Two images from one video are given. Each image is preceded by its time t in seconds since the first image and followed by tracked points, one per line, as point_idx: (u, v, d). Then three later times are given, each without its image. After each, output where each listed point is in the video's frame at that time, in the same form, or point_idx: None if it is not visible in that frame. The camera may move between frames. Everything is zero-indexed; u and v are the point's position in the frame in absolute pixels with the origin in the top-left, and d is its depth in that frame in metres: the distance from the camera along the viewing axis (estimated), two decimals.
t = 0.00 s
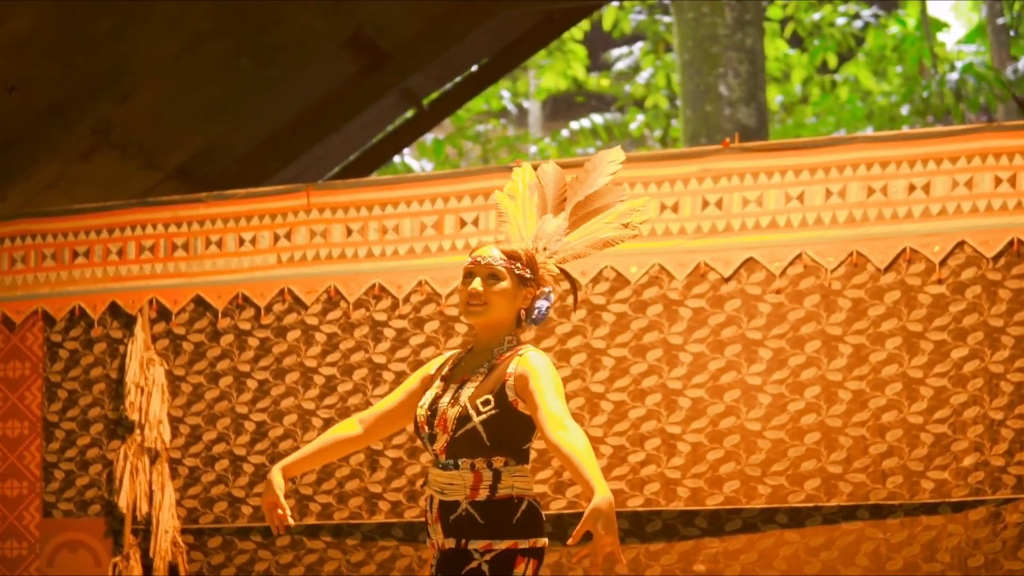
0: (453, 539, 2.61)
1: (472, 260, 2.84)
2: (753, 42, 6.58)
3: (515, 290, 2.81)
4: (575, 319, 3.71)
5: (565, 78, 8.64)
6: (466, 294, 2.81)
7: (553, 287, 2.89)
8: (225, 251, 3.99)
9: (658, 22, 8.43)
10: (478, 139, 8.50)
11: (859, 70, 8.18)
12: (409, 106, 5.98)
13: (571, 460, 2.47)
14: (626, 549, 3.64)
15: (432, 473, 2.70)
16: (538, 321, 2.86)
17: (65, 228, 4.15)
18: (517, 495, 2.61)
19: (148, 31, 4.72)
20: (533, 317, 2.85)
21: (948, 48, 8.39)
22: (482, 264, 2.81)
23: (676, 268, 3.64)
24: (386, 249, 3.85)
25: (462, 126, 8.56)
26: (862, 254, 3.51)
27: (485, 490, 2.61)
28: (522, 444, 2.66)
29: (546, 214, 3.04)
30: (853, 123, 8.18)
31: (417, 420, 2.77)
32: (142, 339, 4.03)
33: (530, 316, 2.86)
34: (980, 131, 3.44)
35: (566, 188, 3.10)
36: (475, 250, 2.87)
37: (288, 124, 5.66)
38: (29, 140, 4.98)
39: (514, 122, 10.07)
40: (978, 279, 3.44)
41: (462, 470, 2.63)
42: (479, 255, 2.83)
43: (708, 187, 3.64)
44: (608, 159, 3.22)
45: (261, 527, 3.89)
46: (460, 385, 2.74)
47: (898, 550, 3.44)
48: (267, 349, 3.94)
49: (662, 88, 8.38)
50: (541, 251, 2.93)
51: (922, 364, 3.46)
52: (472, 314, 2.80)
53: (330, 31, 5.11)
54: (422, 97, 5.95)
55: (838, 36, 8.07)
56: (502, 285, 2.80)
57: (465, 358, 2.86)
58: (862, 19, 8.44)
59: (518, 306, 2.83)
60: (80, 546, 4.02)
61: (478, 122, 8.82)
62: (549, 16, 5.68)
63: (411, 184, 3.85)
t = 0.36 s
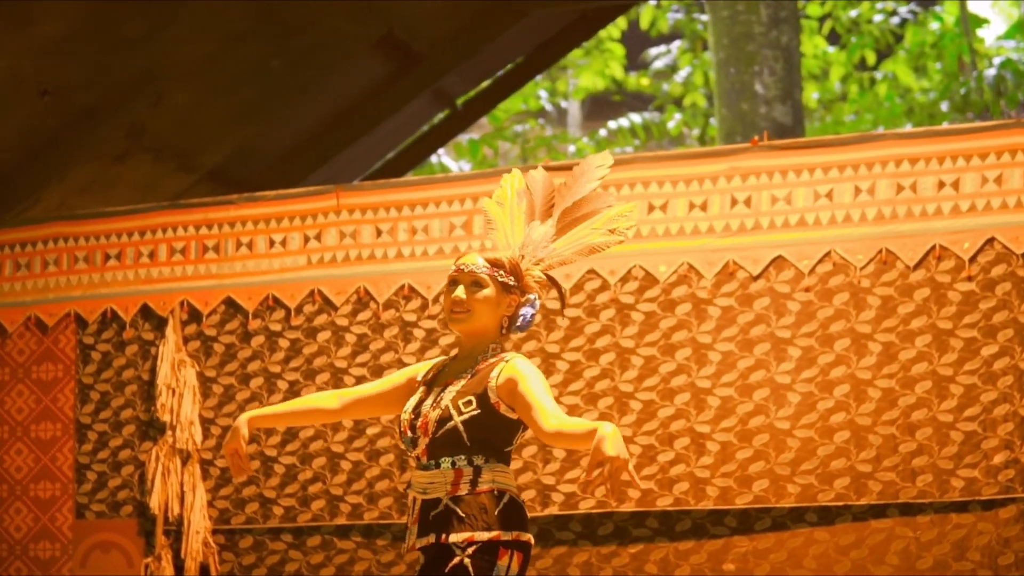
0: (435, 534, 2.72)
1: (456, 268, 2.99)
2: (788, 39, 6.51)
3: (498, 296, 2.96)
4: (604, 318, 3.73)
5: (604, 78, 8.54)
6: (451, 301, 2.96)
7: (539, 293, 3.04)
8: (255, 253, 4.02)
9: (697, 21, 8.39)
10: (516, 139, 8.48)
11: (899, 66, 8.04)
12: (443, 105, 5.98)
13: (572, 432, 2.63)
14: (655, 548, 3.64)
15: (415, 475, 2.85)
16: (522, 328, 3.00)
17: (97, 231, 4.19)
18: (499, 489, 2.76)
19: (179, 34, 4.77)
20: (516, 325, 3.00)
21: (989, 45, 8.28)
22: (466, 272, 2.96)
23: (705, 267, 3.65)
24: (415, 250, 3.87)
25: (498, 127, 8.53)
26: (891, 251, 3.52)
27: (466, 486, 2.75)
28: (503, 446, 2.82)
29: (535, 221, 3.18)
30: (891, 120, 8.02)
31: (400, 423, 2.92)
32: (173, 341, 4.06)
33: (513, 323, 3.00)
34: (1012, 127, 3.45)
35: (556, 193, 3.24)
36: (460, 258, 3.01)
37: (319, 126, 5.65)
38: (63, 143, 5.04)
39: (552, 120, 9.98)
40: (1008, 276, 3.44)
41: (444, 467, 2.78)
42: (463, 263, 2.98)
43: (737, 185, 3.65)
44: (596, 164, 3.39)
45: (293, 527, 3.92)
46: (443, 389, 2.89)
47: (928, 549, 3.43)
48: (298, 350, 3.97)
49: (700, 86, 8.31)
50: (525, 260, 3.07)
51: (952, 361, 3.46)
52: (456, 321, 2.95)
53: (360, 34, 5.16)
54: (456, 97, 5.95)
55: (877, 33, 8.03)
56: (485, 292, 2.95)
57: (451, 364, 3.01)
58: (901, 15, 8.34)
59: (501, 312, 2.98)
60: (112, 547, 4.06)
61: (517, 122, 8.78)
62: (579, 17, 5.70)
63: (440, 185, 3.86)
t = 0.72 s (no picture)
0: (420, 531, 2.78)
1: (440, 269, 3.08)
2: (819, 35, 6.47)
3: (482, 294, 3.05)
4: (628, 316, 3.76)
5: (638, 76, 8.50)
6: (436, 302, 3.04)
7: (526, 292, 3.12)
8: (281, 252, 4.04)
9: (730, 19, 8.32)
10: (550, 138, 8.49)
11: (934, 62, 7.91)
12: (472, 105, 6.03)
13: (558, 403, 2.65)
14: (680, 546, 3.66)
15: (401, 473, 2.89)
16: (509, 325, 3.06)
17: (124, 231, 4.23)
18: (484, 487, 2.83)
19: (206, 35, 4.81)
20: (504, 322, 3.07)
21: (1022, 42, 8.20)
22: (450, 271, 3.05)
23: (729, 264, 3.66)
24: (440, 248, 3.88)
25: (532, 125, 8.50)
26: (916, 247, 3.54)
27: (451, 484, 2.80)
28: (486, 446, 2.87)
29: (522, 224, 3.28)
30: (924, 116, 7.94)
31: (388, 422, 2.97)
32: (200, 340, 4.11)
33: (500, 321, 3.07)
34: None
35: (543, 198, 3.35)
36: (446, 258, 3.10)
37: (348, 127, 5.69)
38: (91, 144, 5.06)
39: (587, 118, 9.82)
40: None
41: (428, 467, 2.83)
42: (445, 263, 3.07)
43: (762, 182, 3.65)
44: (584, 169, 3.48)
45: (318, 526, 3.94)
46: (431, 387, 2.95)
47: (953, 546, 3.47)
48: (324, 349, 4.02)
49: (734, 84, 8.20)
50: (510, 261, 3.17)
51: (977, 358, 3.50)
52: (443, 320, 3.03)
53: (387, 35, 5.20)
54: (485, 97, 6.00)
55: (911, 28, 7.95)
56: (470, 290, 3.03)
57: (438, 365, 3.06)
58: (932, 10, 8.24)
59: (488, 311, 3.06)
60: (139, 547, 4.10)
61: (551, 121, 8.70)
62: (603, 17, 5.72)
63: (464, 183, 3.87)
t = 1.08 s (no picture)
0: (401, 534, 2.74)
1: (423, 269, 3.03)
2: (846, 32, 6.49)
3: (467, 293, 3.00)
4: (648, 314, 3.76)
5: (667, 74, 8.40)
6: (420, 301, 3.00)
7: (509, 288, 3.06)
8: (302, 252, 4.06)
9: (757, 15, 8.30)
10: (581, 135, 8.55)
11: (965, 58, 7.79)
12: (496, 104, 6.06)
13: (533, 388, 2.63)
14: (700, 545, 3.67)
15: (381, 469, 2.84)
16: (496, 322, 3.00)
17: (145, 232, 4.25)
18: (464, 498, 2.81)
19: (227, 37, 4.82)
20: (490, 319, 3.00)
21: None
22: (433, 272, 2.99)
23: (749, 262, 3.64)
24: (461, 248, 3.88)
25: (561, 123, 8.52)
26: (937, 244, 3.51)
27: (434, 489, 2.77)
28: (470, 448, 2.84)
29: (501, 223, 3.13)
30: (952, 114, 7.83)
31: (373, 417, 2.92)
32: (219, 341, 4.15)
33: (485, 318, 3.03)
34: None
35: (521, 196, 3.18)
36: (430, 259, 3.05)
37: (369, 128, 5.72)
38: (113, 145, 5.09)
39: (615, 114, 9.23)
40: None
41: (414, 465, 2.80)
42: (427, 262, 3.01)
43: (781, 179, 3.64)
44: (561, 161, 3.25)
45: (339, 525, 3.96)
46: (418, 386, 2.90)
47: (973, 544, 3.45)
48: (344, 348, 4.06)
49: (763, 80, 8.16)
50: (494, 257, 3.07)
51: (997, 355, 3.48)
52: (427, 320, 2.98)
53: (408, 35, 5.21)
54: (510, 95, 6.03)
55: (940, 24, 7.88)
56: (451, 289, 2.98)
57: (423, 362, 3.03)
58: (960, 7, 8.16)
59: (473, 309, 3.02)
60: (161, 547, 4.14)
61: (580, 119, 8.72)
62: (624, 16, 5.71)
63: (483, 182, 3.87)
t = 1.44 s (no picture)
0: (388, 555, 2.82)
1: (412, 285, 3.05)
2: (870, 30, 6.51)
3: (455, 310, 3.01)
4: (664, 313, 3.75)
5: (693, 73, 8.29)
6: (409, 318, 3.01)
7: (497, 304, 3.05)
8: (319, 253, 4.07)
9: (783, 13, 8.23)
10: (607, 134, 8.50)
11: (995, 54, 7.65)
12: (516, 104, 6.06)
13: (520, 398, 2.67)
14: (717, 544, 3.66)
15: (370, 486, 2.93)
16: (485, 338, 2.97)
17: (164, 233, 4.27)
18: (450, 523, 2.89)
19: (245, 38, 4.84)
20: (478, 335, 2.99)
21: None
22: (421, 289, 3.00)
23: (765, 260, 3.65)
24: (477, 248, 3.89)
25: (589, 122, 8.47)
26: (953, 241, 3.51)
27: (425, 513, 2.86)
28: (459, 469, 2.90)
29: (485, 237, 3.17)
30: (980, 109, 7.74)
31: (363, 432, 2.97)
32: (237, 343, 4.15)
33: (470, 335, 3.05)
34: None
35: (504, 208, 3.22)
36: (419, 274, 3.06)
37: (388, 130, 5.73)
38: (133, 148, 5.11)
39: (644, 116, 9.10)
40: None
41: (405, 486, 2.87)
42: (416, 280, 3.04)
43: (797, 177, 3.63)
44: (544, 176, 3.28)
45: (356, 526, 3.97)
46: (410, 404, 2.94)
47: (991, 543, 3.44)
48: (361, 349, 4.05)
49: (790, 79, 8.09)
50: (481, 272, 3.08)
51: (1015, 353, 3.47)
52: (416, 337, 3.00)
53: (426, 35, 5.23)
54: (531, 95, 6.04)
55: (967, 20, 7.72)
56: (441, 305, 2.99)
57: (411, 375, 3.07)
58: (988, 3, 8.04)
59: (461, 325, 3.03)
60: (180, 547, 4.14)
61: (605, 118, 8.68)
62: (643, 15, 5.71)
63: (498, 182, 3.89)
